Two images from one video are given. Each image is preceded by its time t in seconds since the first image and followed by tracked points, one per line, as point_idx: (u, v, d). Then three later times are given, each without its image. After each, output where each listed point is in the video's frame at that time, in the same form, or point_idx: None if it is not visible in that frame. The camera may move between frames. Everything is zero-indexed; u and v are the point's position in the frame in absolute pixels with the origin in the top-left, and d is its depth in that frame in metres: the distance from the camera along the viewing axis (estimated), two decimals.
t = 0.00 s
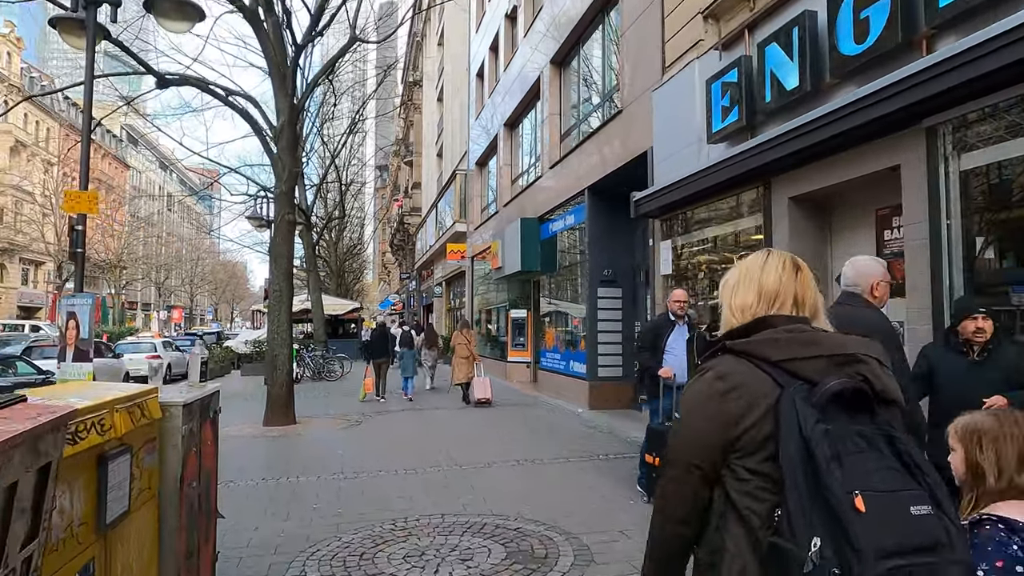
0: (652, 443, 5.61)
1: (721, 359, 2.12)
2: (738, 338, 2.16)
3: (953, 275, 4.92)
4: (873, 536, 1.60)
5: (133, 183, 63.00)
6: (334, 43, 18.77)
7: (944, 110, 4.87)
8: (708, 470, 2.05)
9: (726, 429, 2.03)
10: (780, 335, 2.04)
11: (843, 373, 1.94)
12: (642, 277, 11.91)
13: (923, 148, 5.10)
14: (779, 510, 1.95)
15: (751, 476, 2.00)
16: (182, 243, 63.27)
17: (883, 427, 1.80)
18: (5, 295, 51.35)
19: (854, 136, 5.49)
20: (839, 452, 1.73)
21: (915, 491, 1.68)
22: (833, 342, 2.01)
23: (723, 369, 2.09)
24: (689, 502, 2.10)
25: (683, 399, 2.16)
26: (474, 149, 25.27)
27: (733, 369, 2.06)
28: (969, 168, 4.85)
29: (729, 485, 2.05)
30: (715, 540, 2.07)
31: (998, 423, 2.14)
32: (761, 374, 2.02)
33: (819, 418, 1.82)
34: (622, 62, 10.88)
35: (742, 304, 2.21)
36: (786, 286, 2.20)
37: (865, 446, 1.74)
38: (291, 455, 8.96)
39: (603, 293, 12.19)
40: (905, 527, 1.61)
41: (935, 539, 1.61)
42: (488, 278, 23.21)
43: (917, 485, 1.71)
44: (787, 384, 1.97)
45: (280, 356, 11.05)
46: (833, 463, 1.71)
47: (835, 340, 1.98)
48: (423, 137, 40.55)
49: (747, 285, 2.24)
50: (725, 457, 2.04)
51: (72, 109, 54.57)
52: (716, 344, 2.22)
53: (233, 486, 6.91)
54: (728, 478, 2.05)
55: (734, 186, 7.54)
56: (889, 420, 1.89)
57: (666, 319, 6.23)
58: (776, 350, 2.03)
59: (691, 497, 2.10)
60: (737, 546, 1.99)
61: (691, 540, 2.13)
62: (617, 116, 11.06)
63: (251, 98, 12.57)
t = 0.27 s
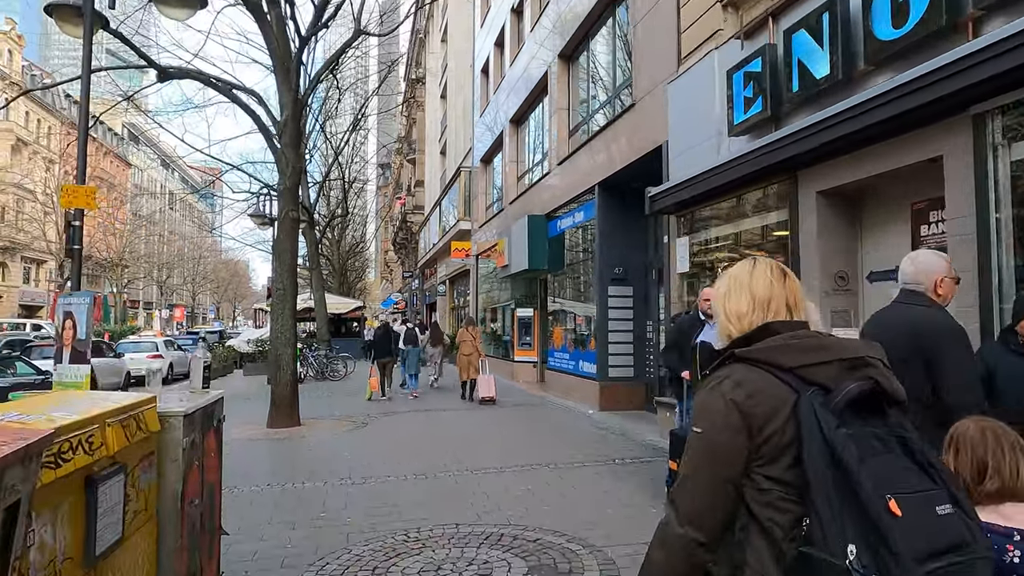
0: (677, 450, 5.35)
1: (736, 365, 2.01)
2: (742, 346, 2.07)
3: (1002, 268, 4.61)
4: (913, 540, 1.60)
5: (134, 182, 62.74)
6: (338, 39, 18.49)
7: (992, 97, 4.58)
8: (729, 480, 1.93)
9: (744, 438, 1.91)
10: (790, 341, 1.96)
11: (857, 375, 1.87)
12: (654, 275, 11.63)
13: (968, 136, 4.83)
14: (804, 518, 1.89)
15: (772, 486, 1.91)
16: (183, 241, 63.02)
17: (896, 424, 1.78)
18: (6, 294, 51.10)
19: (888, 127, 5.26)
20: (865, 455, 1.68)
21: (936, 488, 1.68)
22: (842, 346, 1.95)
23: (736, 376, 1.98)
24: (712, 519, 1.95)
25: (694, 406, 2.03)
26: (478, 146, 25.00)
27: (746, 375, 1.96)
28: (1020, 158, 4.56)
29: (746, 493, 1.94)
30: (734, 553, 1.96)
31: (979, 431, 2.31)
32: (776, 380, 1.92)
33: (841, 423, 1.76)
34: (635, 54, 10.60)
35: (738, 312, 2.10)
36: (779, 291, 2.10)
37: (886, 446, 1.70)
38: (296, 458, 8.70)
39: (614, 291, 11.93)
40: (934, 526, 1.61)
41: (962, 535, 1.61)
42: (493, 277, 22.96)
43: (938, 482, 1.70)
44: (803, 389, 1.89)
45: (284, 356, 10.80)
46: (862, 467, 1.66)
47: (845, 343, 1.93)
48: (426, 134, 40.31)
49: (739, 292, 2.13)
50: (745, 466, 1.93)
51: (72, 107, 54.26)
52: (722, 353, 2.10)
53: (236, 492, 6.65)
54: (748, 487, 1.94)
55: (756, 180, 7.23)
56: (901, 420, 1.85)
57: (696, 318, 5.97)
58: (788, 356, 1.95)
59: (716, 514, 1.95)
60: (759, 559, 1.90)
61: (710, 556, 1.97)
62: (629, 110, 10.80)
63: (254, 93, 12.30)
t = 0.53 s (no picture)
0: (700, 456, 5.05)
1: (682, 376, 1.99)
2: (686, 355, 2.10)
3: None
4: (849, 549, 1.59)
5: (134, 182, 62.40)
6: (339, 34, 18.19)
7: None
8: (681, 492, 1.92)
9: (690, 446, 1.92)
10: (733, 351, 1.97)
11: (799, 383, 1.87)
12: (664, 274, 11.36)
13: (1008, 122, 4.55)
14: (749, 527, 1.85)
15: (718, 493, 1.90)
16: (183, 241, 62.69)
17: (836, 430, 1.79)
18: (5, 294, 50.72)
19: (918, 117, 5.04)
20: (807, 464, 1.67)
21: (874, 496, 1.69)
22: (785, 353, 1.94)
23: (684, 388, 1.97)
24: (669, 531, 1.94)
25: (645, 421, 2.03)
26: (480, 144, 24.75)
27: (693, 386, 1.95)
28: None
29: (698, 503, 1.94)
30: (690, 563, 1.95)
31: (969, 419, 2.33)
32: (724, 390, 1.91)
33: (783, 432, 1.75)
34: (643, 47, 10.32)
35: (678, 317, 2.15)
36: (716, 294, 2.17)
37: (828, 455, 1.71)
38: (296, 461, 8.42)
39: (622, 290, 11.65)
40: (872, 535, 1.61)
41: (900, 542, 1.62)
42: (496, 276, 22.71)
43: (879, 489, 1.71)
44: (748, 399, 1.88)
45: (284, 357, 10.53)
46: (803, 478, 1.66)
47: (787, 352, 1.93)
48: (428, 133, 40.02)
49: (678, 299, 2.19)
50: (696, 476, 1.93)
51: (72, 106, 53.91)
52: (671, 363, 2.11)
53: (234, 498, 6.36)
54: (697, 498, 1.94)
55: (773, 175, 7.01)
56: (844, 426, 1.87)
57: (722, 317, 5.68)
58: (732, 365, 1.94)
59: (675, 530, 1.94)
60: (707, 562, 1.90)
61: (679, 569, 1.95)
62: (637, 104, 10.54)
63: (254, 87, 12.02)
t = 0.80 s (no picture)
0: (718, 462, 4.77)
1: (647, 361, 2.05)
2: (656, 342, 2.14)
3: None
4: (799, 534, 1.67)
5: (133, 181, 62.04)
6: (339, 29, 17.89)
7: None
8: (638, 473, 1.96)
9: (643, 431, 1.95)
10: (698, 335, 2.01)
11: (763, 367, 1.93)
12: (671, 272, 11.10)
13: None
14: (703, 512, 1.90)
15: (676, 479, 1.94)
16: (183, 240, 62.34)
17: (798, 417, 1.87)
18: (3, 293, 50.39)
19: (936, 109, 4.86)
20: (764, 449, 1.75)
21: (835, 483, 1.79)
22: (749, 337, 1.99)
23: (645, 372, 2.02)
24: (615, 512, 1.98)
25: (607, 403, 2.06)
26: (482, 142, 24.49)
27: (656, 370, 2.00)
28: None
29: (653, 488, 1.97)
30: (635, 547, 2.00)
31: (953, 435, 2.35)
32: (685, 375, 1.97)
33: (740, 416, 1.80)
34: (650, 39, 10.09)
35: (651, 307, 2.21)
36: (691, 285, 2.21)
37: (790, 443, 1.79)
38: (295, 464, 8.19)
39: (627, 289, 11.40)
40: (826, 520, 1.70)
41: (854, 529, 1.72)
42: (498, 276, 22.47)
43: (838, 477, 1.81)
44: (709, 383, 1.93)
45: (282, 356, 10.30)
46: (758, 463, 1.72)
47: (752, 336, 1.97)
48: (428, 132, 39.74)
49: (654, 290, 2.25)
50: (652, 462, 1.96)
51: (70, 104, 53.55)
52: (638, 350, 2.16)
53: (231, 505, 6.13)
54: (653, 482, 1.98)
55: (785, 170, 6.81)
56: (813, 414, 1.95)
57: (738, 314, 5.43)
58: (693, 348, 2.00)
59: (618, 507, 1.98)
60: (664, 550, 1.93)
61: (613, 550, 2.01)
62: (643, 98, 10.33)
63: (252, 81, 11.76)
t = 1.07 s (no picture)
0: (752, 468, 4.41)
1: (647, 374, 2.00)
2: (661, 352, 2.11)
3: None
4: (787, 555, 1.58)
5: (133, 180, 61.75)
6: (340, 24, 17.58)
7: None
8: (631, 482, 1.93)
9: (642, 444, 1.92)
10: (704, 350, 1.96)
11: (764, 388, 1.85)
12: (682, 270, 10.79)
13: None
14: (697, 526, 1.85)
15: (671, 492, 1.89)
16: (183, 240, 62.04)
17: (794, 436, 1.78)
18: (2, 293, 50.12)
19: (972, 95, 4.57)
20: (758, 466, 1.68)
21: (829, 505, 1.68)
22: (753, 357, 1.93)
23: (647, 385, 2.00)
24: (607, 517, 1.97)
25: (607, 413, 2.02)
26: (485, 139, 24.20)
27: (656, 381, 1.96)
28: None
29: (649, 499, 1.93)
30: (629, 556, 1.96)
31: (940, 423, 2.44)
32: (684, 389, 1.92)
33: (738, 433, 1.74)
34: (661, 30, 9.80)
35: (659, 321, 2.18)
36: (699, 300, 2.19)
37: (784, 462, 1.70)
38: (295, 468, 7.91)
39: (637, 287, 11.09)
40: (819, 541, 1.61)
41: (848, 552, 1.61)
42: (501, 275, 22.18)
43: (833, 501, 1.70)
44: (709, 399, 1.87)
45: (281, 357, 10.02)
46: (751, 479, 1.66)
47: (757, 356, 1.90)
48: (430, 130, 39.43)
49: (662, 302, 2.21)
50: (648, 473, 1.92)
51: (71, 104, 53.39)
52: (638, 360, 2.11)
53: (228, 513, 5.85)
54: (648, 491, 1.94)
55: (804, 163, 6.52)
56: (811, 439, 1.83)
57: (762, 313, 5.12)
58: (697, 363, 1.94)
59: (614, 514, 1.96)
60: (657, 559, 1.88)
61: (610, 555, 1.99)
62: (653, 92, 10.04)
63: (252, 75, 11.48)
